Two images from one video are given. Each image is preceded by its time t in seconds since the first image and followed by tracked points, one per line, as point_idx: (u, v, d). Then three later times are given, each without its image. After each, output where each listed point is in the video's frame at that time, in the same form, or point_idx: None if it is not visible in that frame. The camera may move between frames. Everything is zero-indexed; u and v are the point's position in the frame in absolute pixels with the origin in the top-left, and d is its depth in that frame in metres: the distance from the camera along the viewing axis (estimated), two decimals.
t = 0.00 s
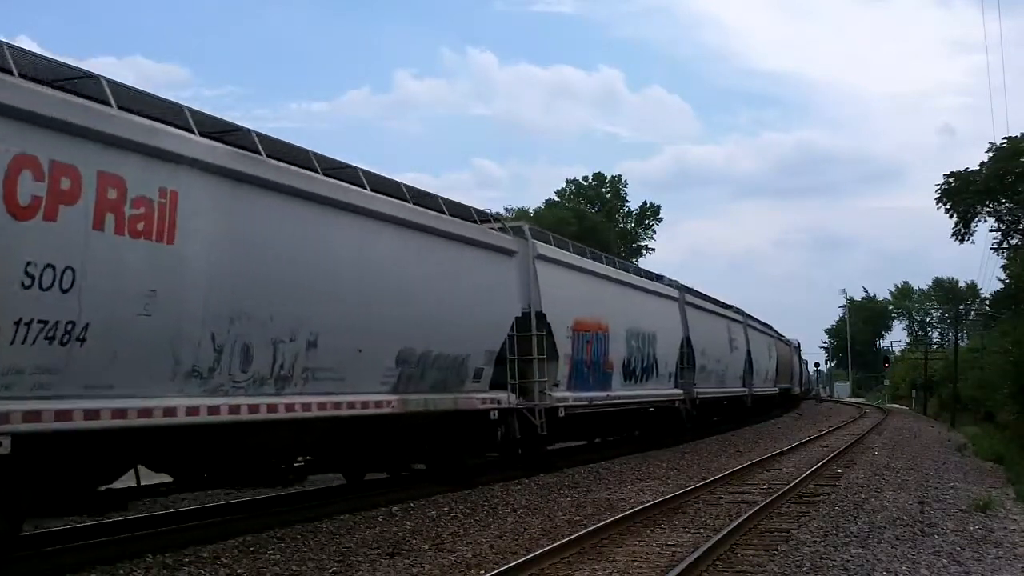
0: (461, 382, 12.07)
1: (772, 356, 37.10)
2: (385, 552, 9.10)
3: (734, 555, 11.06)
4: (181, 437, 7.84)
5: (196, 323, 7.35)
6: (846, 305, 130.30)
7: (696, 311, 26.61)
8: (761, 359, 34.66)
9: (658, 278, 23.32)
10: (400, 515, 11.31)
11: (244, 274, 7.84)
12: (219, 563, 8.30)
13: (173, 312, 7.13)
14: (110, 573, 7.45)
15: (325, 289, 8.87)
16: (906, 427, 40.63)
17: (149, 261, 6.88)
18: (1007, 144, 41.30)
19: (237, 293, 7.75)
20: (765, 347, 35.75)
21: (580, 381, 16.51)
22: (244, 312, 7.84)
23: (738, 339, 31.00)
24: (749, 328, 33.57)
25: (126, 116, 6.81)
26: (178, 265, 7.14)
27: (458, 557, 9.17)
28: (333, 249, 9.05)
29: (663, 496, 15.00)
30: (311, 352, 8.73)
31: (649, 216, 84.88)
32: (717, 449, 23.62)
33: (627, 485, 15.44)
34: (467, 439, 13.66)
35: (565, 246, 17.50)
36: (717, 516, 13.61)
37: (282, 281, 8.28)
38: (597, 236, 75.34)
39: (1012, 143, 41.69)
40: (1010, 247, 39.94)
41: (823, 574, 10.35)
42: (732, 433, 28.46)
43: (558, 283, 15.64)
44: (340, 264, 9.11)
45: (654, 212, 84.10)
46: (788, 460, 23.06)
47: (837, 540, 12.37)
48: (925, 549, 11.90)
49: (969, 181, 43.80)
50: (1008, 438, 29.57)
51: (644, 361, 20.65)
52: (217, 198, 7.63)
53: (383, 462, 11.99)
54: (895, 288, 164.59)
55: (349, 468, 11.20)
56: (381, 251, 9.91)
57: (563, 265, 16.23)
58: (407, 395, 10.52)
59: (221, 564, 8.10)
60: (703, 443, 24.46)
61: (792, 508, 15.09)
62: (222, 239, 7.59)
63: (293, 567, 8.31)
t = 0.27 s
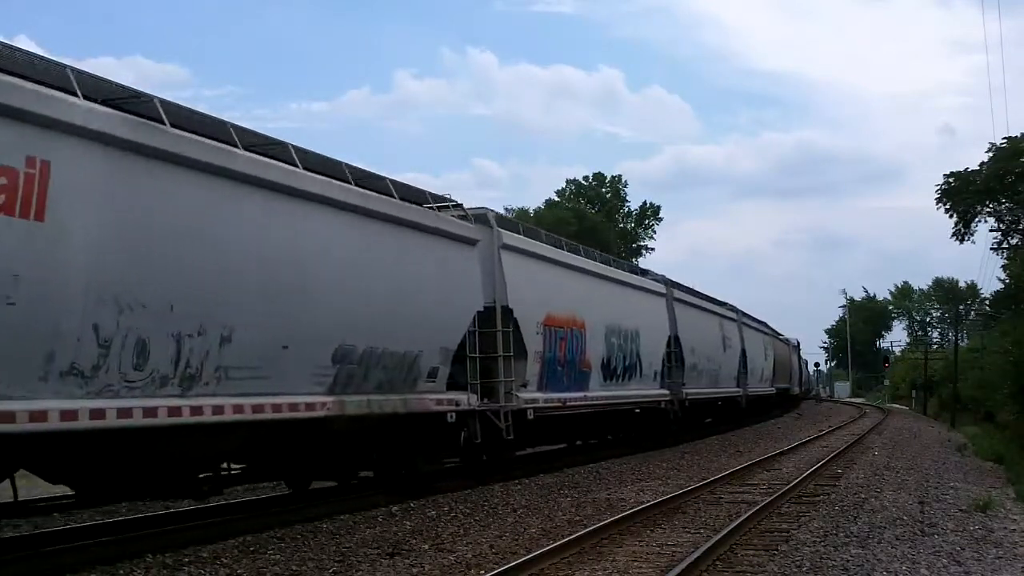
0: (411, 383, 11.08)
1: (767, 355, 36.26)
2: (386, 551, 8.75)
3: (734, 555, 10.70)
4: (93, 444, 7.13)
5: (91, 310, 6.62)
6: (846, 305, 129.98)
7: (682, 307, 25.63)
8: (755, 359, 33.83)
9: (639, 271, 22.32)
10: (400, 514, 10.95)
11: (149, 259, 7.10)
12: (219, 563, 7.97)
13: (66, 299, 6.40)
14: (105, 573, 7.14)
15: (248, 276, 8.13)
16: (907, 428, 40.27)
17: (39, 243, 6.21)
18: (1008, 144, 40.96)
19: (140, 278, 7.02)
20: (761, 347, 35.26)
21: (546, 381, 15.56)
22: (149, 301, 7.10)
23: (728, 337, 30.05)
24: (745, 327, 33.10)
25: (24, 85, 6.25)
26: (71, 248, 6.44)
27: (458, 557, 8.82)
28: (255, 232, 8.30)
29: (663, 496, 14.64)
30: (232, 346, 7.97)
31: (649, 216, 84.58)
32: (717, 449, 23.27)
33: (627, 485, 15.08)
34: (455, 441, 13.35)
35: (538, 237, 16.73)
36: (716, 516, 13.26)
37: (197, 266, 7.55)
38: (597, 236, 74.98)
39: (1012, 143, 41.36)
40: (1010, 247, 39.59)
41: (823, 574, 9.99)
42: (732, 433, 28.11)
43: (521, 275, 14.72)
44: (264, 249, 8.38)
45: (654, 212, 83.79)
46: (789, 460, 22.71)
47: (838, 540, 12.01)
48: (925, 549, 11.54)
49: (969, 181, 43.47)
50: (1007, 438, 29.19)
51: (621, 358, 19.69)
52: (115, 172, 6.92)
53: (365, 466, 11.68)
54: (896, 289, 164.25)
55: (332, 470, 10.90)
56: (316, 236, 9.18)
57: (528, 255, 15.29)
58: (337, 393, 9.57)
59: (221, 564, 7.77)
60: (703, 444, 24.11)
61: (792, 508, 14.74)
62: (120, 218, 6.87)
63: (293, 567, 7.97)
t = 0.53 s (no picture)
0: (352, 383, 9.82)
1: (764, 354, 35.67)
2: (385, 552, 9.18)
3: (734, 555, 11.14)
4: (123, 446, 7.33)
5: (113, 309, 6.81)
6: (846, 305, 130.48)
7: (677, 305, 24.81)
8: (751, 357, 33.24)
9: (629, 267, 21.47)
10: (400, 514, 11.30)
11: (169, 260, 7.30)
12: (219, 563, 8.35)
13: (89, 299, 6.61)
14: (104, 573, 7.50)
15: (261, 276, 8.32)
16: (906, 427, 40.74)
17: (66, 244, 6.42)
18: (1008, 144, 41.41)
19: (159, 279, 7.21)
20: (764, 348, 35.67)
21: (521, 383, 14.57)
22: (168, 300, 7.29)
23: (724, 336, 29.41)
24: (747, 328, 33.51)
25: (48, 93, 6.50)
26: (96, 250, 6.65)
27: (458, 557, 9.26)
28: (265, 232, 8.48)
29: (663, 496, 15.08)
30: (248, 344, 8.16)
31: (650, 216, 85.07)
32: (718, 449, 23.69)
33: (627, 485, 15.52)
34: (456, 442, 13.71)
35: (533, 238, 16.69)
36: (717, 516, 13.70)
37: (212, 267, 7.74)
38: (597, 236, 75.42)
39: (1011, 143, 41.82)
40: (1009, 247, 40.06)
41: (823, 574, 10.43)
42: (732, 433, 28.53)
43: (493, 268, 13.82)
44: (275, 249, 8.56)
45: (654, 212, 84.30)
46: (789, 460, 23.15)
47: (838, 540, 12.46)
48: (925, 549, 11.99)
49: (968, 181, 43.94)
50: (1008, 438, 29.66)
51: (609, 357, 18.82)
52: (133, 177, 7.13)
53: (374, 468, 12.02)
54: (896, 288, 164.68)
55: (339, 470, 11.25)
56: (325, 236, 9.36)
57: (503, 249, 14.36)
58: (262, 393, 8.40)
59: (221, 564, 8.15)
60: (703, 443, 24.56)
61: (792, 508, 15.17)
62: (139, 221, 7.07)
63: (292, 568, 8.37)
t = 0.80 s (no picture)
0: (277, 386, 8.83)
1: (763, 353, 34.44)
2: (385, 551, 9.14)
3: (734, 555, 11.12)
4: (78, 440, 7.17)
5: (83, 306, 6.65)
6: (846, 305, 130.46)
7: (669, 301, 23.55)
8: (750, 356, 32.09)
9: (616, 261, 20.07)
10: (400, 515, 11.26)
11: (141, 258, 7.14)
12: (219, 563, 8.25)
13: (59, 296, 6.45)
14: (104, 572, 7.39)
15: (237, 273, 8.14)
16: (906, 427, 40.70)
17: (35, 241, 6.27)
18: (1007, 143, 41.37)
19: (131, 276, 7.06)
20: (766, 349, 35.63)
21: (484, 384, 13.12)
22: (140, 297, 7.13)
23: (722, 335, 28.19)
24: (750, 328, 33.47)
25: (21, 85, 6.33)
26: (72, 245, 6.53)
27: (458, 557, 9.22)
28: (242, 228, 8.30)
29: (663, 496, 15.05)
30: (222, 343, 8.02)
31: (650, 216, 85.03)
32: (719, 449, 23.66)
33: (627, 485, 15.49)
34: (455, 442, 13.66)
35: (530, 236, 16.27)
36: (717, 516, 13.67)
37: (185, 264, 7.57)
38: (597, 236, 75.33)
39: (1010, 142, 41.78)
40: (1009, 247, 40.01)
41: (823, 573, 10.40)
42: (733, 433, 28.49)
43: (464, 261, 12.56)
44: (251, 244, 8.37)
45: (654, 212, 84.28)
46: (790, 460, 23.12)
47: (838, 540, 12.43)
48: (925, 549, 11.96)
49: (968, 181, 43.94)
50: (1008, 438, 29.63)
51: (591, 356, 17.44)
52: (106, 171, 6.97)
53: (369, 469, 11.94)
54: (896, 288, 164.45)
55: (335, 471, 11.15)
56: (304, 232, 9.17)
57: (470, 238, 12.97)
58: (169, 397, 7.54)
59: (221, 565, 8.06)
60: (703, 443, 24.53)
61: (792, 508, 15.15)
62: (111, 217, 6.91)
63: (293, 567, 8.31)
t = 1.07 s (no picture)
0: (183, 385, 7.69)
1: (757, 352, 33.45)
2: (385, 552, 9.15)
3: (735, 555, 11.14)
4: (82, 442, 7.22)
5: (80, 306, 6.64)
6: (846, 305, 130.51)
7: (651, 297, 22.58)
8: (743, 354, 31.16)
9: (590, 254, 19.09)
10: (400, 514, 11.30)
11: (139, 257, 7.15)
12: (219, 563, 8.20)
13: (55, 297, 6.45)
14: (105, 570, 7.40)
15: (231, 272, 8.12)
16: (906, 428, 40.73)
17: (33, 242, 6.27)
18: (1007, 143, 41.39)
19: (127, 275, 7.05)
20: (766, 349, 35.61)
21: (439, 384, 12.15)
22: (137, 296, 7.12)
23: (711, 332, 27.23)
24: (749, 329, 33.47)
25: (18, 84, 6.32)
26: (77, 245, 6.60)
27: (458, 557, 9.24)
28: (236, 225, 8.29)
29: (663, 496, 15.06)
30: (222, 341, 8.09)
31: (650, 216, 85.09)
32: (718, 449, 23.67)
33: (627, 485, 15.51)
34: (453, 443, 13.71)
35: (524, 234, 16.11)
36: (717, 516, 13.69)
37: (179, 263, 7.56)
38: (597, 236, 75.32)
39: (1010, 142, 41.79)
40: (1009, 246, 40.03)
41: (822, 574, 10.41)
42: (732, 433, 28.49)
43: (433, 257, 11.99)
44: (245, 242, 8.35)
45: (654, 212, 84.34)
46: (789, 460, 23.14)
47: (838, 540, 12.45)
48: (926, 549, 11.97)
49: (968, 181, 43.97)
50: (1008, 438, 29.65)
51: (560, 353, 16.49)
52: (102, 170, 6.95)
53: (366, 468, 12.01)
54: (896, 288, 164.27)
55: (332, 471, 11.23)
56: (298, 228, 9.15)
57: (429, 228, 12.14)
58: (43, 400, 6.42)
59: (221, 564, 8.03)
60: (703, 443, 24.54)
61: (792, 508, 15.17)
62: (106, 216, 6.90)
63: (293, 567, 8.30)
